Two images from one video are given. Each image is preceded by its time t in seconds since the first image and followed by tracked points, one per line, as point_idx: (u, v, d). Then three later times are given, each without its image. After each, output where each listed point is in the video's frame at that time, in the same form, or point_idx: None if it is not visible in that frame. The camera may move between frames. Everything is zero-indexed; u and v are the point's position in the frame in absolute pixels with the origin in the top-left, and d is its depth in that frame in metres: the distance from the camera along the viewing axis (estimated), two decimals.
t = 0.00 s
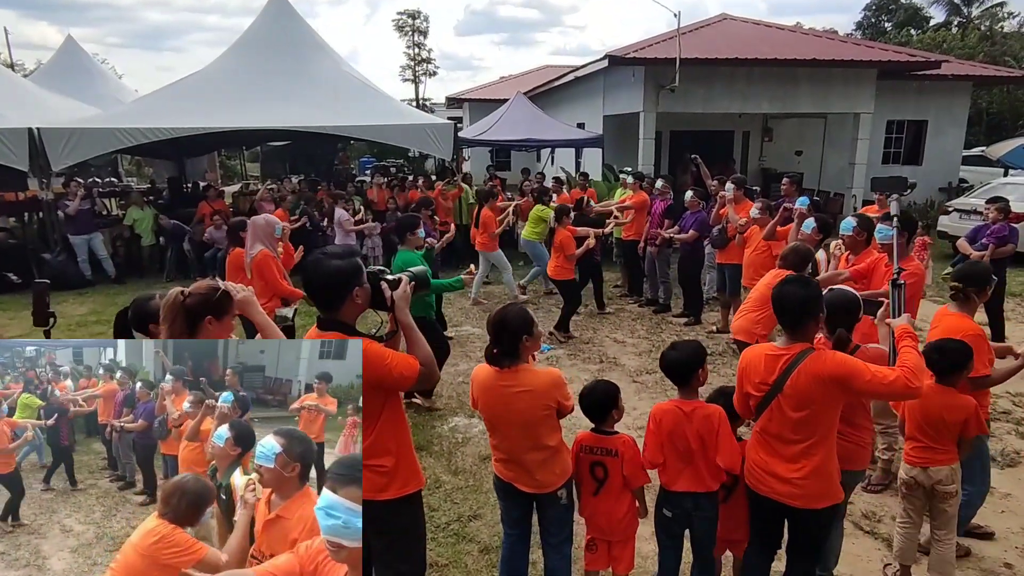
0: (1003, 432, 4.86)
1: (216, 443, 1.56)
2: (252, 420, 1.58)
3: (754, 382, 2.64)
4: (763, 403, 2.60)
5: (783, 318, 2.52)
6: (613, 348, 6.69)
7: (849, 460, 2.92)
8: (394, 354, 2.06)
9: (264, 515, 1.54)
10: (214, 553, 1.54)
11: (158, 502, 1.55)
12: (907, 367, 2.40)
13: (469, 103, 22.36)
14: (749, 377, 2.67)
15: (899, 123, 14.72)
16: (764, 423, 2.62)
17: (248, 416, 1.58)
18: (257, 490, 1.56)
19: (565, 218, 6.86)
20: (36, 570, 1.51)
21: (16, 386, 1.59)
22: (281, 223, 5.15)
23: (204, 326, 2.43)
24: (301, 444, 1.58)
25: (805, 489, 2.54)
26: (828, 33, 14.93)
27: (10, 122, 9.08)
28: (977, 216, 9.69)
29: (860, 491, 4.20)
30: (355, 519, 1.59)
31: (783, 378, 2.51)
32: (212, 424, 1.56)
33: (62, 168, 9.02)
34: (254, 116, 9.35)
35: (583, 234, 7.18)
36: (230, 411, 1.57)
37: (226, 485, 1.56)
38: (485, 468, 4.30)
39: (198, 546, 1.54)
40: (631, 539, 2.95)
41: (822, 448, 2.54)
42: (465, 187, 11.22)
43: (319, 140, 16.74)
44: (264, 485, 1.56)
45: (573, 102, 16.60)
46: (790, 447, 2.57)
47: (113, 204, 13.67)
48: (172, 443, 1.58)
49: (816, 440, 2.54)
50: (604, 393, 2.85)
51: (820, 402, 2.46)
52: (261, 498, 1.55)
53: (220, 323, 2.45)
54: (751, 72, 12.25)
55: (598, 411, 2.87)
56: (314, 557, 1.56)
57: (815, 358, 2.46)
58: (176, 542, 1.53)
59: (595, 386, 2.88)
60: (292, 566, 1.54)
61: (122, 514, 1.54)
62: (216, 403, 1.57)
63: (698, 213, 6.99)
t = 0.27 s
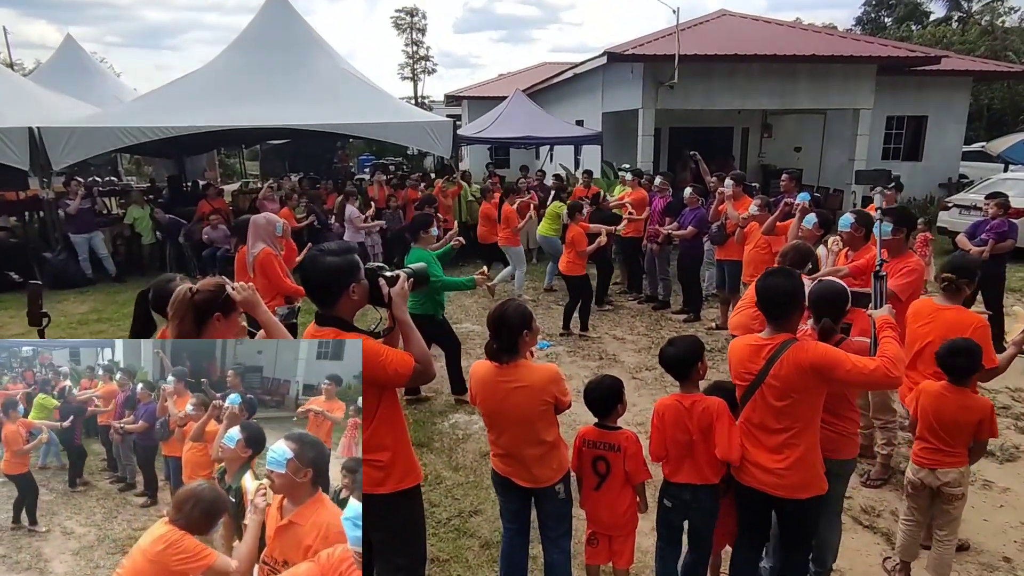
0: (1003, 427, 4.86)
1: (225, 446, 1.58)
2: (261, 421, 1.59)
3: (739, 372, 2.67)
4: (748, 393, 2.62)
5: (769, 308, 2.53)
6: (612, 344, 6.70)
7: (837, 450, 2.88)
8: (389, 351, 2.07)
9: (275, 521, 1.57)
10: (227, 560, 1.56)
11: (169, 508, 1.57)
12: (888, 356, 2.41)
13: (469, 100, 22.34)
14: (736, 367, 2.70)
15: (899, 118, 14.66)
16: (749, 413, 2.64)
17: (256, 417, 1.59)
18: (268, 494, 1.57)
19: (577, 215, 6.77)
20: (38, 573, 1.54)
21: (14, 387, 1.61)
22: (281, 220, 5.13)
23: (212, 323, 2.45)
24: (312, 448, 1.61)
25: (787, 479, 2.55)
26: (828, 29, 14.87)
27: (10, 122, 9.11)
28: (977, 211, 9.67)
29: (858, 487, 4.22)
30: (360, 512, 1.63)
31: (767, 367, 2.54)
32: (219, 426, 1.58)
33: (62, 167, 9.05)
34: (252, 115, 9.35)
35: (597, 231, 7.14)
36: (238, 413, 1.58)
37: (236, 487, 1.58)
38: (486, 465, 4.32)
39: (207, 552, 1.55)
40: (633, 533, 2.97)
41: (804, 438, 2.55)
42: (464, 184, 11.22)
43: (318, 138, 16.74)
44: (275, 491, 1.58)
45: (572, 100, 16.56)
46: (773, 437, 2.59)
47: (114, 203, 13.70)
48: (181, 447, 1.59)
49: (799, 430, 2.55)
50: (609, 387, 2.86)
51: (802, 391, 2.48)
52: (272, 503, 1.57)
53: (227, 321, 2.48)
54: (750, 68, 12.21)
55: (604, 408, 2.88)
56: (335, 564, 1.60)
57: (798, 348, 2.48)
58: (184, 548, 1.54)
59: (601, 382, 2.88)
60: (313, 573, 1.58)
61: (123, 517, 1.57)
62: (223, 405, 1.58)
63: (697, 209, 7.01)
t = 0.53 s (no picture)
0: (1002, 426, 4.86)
1: (237, 448, 1.58)
2: (272, 423, 1.60)
3: (726, 366, 2.69)
4: (734, 386, 2.64)
5: (755, 302, 2.55)
6: (611, 342, 6.70)
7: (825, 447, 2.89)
8: (386, 347, 2.08)
9: (290, 528, 1.58)
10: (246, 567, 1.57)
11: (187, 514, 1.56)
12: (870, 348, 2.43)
13: (469, 97, 22.32)
14: (723, 361, 2.71)
15: (901, 116, 14.62)
16: (735, 406, 2.65)
17: (265, 418, 1.60)
18: (283, 499, 1.60)
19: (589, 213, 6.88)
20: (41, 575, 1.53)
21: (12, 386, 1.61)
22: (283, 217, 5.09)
23: (218, 319, 2.45)
24: (319, 453, 1.63)
25: (771, 473, 2.55)
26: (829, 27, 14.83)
27: (11, 118, 9.11)
28: (977, 210, 9.65)
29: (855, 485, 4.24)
30: (361, 502, 1.69)
31: (753, 359, 2.55)
32: (227, 428, 1.59)
33: (63, 164, 9.06)
34: (252, 112, 9.35)
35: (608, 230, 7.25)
36: (247, 415, 1.59)
37: (250, 490, 1.60)
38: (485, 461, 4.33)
39: (226, 560, 1.56)
40: (632, 529, 2.98)
41: (789, 432, 2.56)
42: (464, 182, 11.23)
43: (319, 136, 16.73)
44: (288, 496, 1.60)
45: (573, 97, 16.54)
46: (758, 430, 2.59)
47: (114, 200, 13.71)
48: (199, 452, 1.59)
49: (784, 423, 2.56)
50: (612, 384, 2.88)
51: (788, 383, 2.49)
52: (286, 508, 1.59)
53: (233, 316, 2.49)
54: (751, 66, 12.18)
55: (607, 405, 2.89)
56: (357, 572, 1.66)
57: (782, 340, 2.51)
58: (201, 556, 1.54)
59: (604, 378, 2.90)
60: None
61: (126, 519, 1.57)
62: (231, 407, 1.59)
63: (697, 207, 7.00)
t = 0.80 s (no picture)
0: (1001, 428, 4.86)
1: (244, 450, 1.58)
2: (278, 425, 1.60)
3: (719, 364, 2.68)
4: (729, 385, 2.63)
5: (748, 300, 2.54)
6: (611, 341, 6.71)
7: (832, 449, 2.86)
8: (384, 345, 2.09)
9: (297, 532, 1.60)
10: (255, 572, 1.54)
11: (196, 517, 1.55)
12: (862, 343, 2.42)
13: (470, 96, 22.32)
14: (716, 360, 2.70)
15: (902, 117, 14.60)
16: (730, 405, 2.65)
17: (271, 422, 1.60)
18: (290, 502, 1.59)
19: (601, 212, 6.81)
20: None
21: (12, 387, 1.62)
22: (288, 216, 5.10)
23: (221, 314, 2.48)
24: (324, 457, 1.63)
25: (768, 471, 2.54)
26: (831, 27, 14.79)
27: (12, 115, 9.12)
28: (978, 211, 9.63)
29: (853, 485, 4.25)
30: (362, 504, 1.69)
31: (747, 357, 2.54)
32: (233, 430, 1.59)
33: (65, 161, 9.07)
34: (253, 109, 9.35)
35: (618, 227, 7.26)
36: (253, 417, 1.60)
37: (256, 493, 1.59)
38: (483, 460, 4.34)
39: (236, 564, 1.53)
40: (632, 528, 2.99)
41: (785, 429, 2.55)
42: (464, 181, 11.24)
43: (320, 134, 16.75)
44: (295, 500, 1.60)
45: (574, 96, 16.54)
46: (753, 429, 2.59)
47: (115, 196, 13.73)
48: (208, 454, 1.58)
49: (779, 422, 2.55)
50: (613, 383, 2.89)
51: (781, 381, 2.48)
52: (292, 511, 1.59)
53: (234, 311, 2.51)
54: (753, 65, 12.16)
55: (604, 404, 2.90)
56: None
57: (776, 337, 2.50)
58: (211, 558, 1.51)
59: (604, 378, 2.91)
60: None
61: (128, 521, 1.58)
62: (237, 408, 1.60)
63: (698, 207, 7.00)
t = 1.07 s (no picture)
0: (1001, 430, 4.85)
1: (247, 452, 1.58)
2: (281, 426, 1.61)
3: (716, 364, 2.67)
4: (726, 385, 2.62)
5: (745, 300, 2.54)
6: (611, 341, 6.71)
7: (834, 458, 2.86)
8: (383, 345, 2.09)
9: (301, 534, 1.59)
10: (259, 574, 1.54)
11: (201, 518, 1.55)
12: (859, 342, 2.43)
13: (472, 95, 22.32)
14: (712, 360, 2.70)
15: (904, 119, 14.58)
16: (727, 405, 2.64)
17: (276, 423, 1.61)
18: (295, 505, 1.58)
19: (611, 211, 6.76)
20: None
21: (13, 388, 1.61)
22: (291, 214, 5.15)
23: (215, 309, 2.46)
24: (328, 459, 1.62)
25: (766, 471, 2.54)
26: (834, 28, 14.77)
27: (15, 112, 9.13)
28: (979, 213, 9.62)
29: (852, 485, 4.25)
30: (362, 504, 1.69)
31: (744, 358, 2.54)
32: (238, 429, 1.61)
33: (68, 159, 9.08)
34: (255, 108, 9.36)
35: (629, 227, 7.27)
36: (257, 417, 1.61)
37: (259, 494, 1.58)
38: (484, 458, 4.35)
39: (241, 565, 1.53)
40: (630, 527, 2.99)
41: (782, 430, 2.54)
42: (466, 180, 11.25)
43: (322, 132, 16.77)
44: (300, 503, 1.59)
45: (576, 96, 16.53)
46: (751, 429, 2.58)
47: (117, 194, 13.75)
48: (213, 455, 1.59)
49: (776, 422, 2.54)
50: (611, 382, 2.89)
51: (779, 381, 2.48)
52: (297, 515, 1.58)
53: (229, 305, 2.49)
54: (755, 66, 12.15)
55: (603, 403, 2.90)
56: None
57: (772, 337, 2.49)
58: (216, 559, 1.51)
59: (603, 378, 2.91)
60: None
61: (129, 522, 1.60)
62: (243, 408, 1.62)
63: (700, 208, 7.00)
